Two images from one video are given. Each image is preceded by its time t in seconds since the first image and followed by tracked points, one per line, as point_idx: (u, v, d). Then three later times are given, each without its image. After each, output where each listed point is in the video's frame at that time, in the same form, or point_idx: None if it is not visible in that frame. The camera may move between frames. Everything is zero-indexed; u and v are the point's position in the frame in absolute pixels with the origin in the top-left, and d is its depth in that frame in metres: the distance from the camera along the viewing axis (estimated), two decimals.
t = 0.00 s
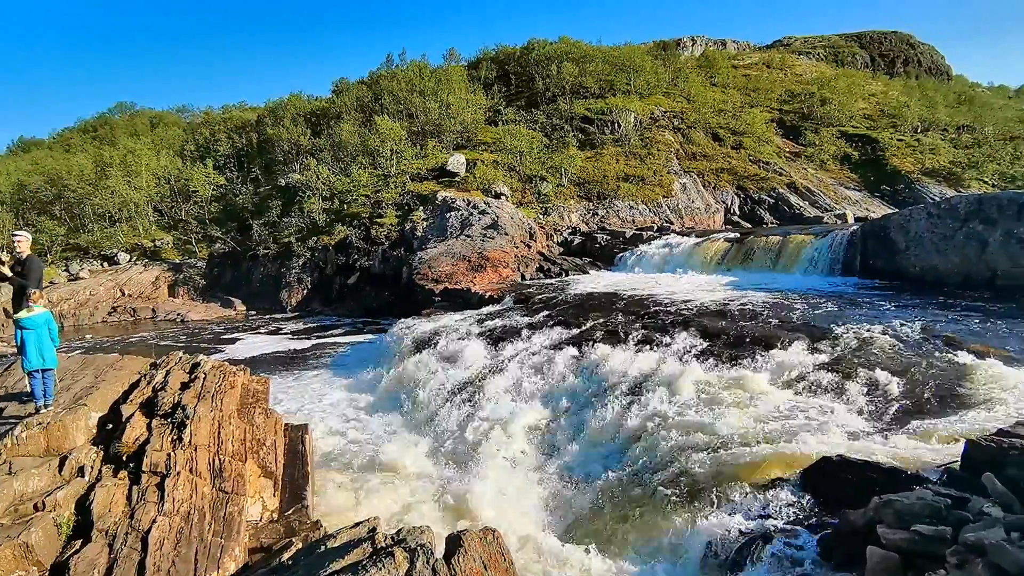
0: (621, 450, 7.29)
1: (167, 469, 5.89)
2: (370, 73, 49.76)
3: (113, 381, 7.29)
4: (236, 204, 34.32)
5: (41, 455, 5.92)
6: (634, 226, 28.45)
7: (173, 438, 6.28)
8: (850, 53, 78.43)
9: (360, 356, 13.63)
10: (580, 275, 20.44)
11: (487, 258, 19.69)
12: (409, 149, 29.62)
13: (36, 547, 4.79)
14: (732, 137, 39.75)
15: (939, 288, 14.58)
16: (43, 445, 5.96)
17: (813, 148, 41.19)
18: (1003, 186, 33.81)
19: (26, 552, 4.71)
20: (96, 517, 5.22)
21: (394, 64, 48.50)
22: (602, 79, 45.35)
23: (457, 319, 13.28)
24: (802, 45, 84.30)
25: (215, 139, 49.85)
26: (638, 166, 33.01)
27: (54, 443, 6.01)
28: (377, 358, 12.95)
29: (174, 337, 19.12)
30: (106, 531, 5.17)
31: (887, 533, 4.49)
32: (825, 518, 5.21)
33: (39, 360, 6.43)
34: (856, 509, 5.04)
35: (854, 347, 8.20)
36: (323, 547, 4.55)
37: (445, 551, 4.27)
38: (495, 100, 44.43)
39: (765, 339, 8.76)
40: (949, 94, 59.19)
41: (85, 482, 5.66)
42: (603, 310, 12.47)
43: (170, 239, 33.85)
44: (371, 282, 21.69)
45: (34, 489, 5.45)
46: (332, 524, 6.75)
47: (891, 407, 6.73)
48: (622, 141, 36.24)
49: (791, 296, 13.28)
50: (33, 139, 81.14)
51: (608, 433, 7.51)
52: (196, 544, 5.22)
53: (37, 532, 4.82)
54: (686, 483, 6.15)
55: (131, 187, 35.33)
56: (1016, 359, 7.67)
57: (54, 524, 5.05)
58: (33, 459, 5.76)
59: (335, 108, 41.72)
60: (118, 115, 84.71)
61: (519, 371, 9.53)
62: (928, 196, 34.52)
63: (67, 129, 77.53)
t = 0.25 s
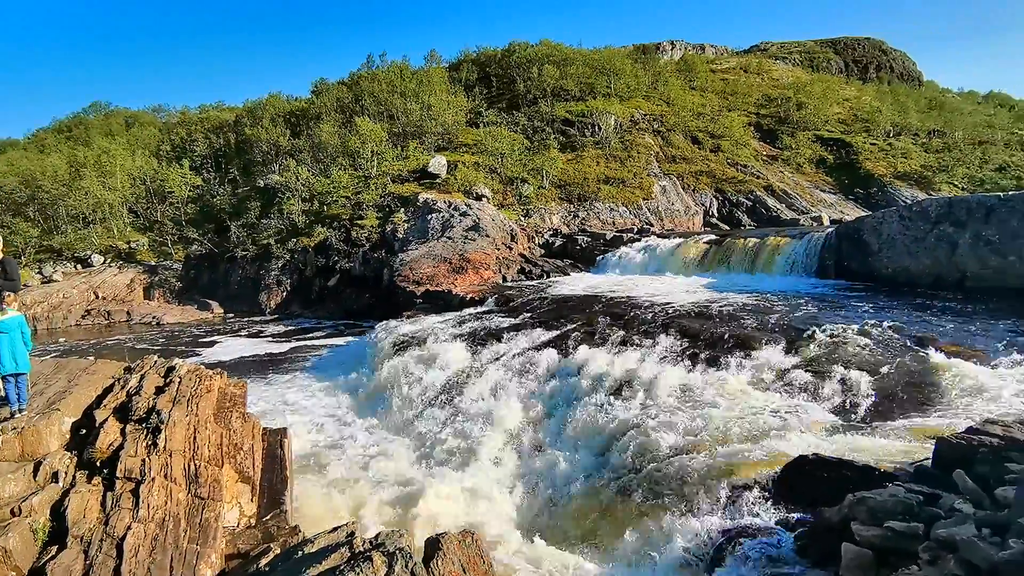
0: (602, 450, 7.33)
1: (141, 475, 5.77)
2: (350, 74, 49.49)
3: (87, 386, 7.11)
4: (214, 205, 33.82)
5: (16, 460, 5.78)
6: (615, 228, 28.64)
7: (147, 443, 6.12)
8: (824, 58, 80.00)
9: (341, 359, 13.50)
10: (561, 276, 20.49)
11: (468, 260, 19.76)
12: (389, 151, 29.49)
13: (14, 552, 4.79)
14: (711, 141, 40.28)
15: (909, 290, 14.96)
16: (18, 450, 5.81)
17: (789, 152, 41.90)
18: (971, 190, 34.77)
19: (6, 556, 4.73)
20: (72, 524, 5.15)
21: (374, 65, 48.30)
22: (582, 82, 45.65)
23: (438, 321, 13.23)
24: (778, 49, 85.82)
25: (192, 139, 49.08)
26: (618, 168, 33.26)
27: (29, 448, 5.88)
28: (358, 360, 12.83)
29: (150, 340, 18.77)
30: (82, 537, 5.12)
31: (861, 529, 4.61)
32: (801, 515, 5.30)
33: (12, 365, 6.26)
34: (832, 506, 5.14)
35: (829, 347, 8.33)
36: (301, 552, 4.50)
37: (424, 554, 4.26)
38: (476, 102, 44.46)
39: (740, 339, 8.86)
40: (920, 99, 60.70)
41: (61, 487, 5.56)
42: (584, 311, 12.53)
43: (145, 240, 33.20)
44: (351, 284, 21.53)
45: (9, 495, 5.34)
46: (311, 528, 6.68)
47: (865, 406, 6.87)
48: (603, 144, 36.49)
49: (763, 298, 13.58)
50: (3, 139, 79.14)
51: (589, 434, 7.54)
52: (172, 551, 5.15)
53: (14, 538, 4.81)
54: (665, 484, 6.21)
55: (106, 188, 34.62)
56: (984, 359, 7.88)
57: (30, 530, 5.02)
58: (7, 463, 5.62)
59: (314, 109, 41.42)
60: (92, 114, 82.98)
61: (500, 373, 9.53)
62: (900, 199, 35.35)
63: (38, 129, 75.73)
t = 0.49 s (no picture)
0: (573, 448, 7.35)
1: (104, 483, 5.61)
2: (320, 74, 49.00)
3: (48, 391, 6.76)
4: (179, 206, 33.02)
5: None
6: (586, 230, 28.88)
7: (109, 451, 5.93)
8: (788, 64, 82.17)
9: (312, 362, 13.30)
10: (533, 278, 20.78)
11: (440, 262, 19.90)
12: (360, 152, 29.25)
13: None
14: (680, 144, 40.98)
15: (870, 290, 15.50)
16: None
17: (755, 155, 42.86)
18: (927, 193, 36.12)
19: None
20: (38, 531, 5.01)
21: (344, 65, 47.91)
22: (553, 85, 45.98)
23: (410, 323, 13.14)
24: (744, 55, 87.77)
25: (157, 138, 47.87)
26: (589, 170, 33.58)
27: None
28: (330, 363, 12.64)
29: (112, 345, 18.21)
30: (48, 545, 4.97)
31: (824, 524, 4.75)
32: (767, 512, 5.44)
33: None
34: (797, 502, 5.29)
35: (793, 346, 8.52)
36: (267, 560, 4.42)
37: (392, 560, 4.23)
38: (447, 103, 44.41)
39: (710, 338, 9.04)
40: (878, 105, 62.81)
41: (26, 495, 5.36)
42: (555, 313, 12.61)
43: (108, 242, 32.22)
44: (322, 286, 21.28)
45: None
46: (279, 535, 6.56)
47: (827, 403, 7.06)
48: (574, 146, 36.83)
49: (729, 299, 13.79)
50: None
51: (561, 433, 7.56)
52: (136, 561, 5.06)
53: None
54: (635, 483, 6.27)
55: (66, 189, 33.54)
56: (940, 356, 8.16)
57: None
58: None
59: (283, 109, 40.92)
60: (51, 113, 80.38)
61: (473, 375, 9.53)
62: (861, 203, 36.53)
63: None
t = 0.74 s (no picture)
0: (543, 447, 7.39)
1: (65, 490, 5.49)
2: (288, 74, 48.31)
3: (3, 399, 6.33)
4: (142, 207, 32.15)
5: None
6: (556, 232, 29.06)
7: (69, 458, 5.70)
8: (753, 70, 84.17)
9: (280, 365, 13.05)
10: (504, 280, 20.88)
11: (411, 264, 19.88)
12: (329, 153, 28.93)
13: None
14: (649, 147, 41.62)
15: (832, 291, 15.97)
16: None
17: (722, 159, 43.80)
18: (884, 197, 37.47)
19: None
20: None
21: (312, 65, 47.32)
22: (523, 87, 46.20)
23: (380, 326, 13.04)
24: (711, 61, 89.61)
25: (118, 138, 46.50)
26: (559, 172, 33.83)
27: None
28: (298, 366, 12.43)
29: (70, 350, 17.60)
30: (10, 553, 5.02)
31: (788, 519, 4.89)
32: (733, 508, 5.56)
33: None
34: (761, 498, 5.42)
35: (759, 347, 8.71)
36: (230, 570, 4.32)
37: (360, 566, 4.19)
38: (418, 105, 44.22)
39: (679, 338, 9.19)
40: (838, 111, 64.89)
41: None
42: (527, 314, 12.69)
43: (65, 244, 31.17)
44: (290, 289, 20.95)
45: None
46: (245, 544, 6.43)
47: (790, 400, 7.23)
48: (545, 148, 37.10)
49: (696, 300, 14.00)
50: None
51: (532, 434, 7.59)
52: (97, 572, 5.21)
53: None
54: (607, 483, 6.29)
55: (23, 189, 32.34)
56: (897, 353, 8.46)
57: None
58: None
59: (250, 108, 40.20)
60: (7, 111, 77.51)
61: (444, 377, 9.50)
62: (822, 206, 37.70)
63: None
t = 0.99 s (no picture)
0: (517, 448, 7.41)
1: (28, 499, 5.37)
2: (257, 73, 47.56)
3: None
4: (105, 207, 31.24)
5: None
6: (530, 234, 29.15)
7: (31, 466, 5.58)
8: (722, 75, 85.77)
9: (250, 369, 12.83)
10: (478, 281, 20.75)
11: (385, 265, 19.60)
12: (300, 153, 28.56)
13: None
14: (621, 150, 42.14)
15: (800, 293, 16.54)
16: None
17: (692, 162, 44.54)
18: (848, 200, 38.65)
19: None
20: None
21: (283, 64, 46.68)
22: (497, 89, 46.32)
23: (352, 328, 12.91)
24: (682, 65, 91.06)
25: (80, 136, 45.15)
26: (533, 174, 33.92)
27: None
28: (268, 369, 12.24)
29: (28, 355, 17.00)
30: None
31: (757, 516, 4.99)
32: (703, 506, 5.65)
33: None
34: (730, 495, 5.52)
35: (729, 347, 8.84)
36: None
37: (330, 572, 4.14)
38: (391, 105, 43.70)
39: (651, 338, 9.30)
40: (804, 115, 66.62)
41: None
42: (500, 316, 12.73)
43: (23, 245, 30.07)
44: (260, 291, 20.64)
45: None
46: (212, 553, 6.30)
47: (758, 398, 7.39)
48: (518, 150, 37.12)
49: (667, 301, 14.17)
50: None
51: (508, 435, 7.61)
52: None
53: None
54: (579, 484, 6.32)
55: None
56: (861, 351, 8.71)
57: None
58: None
59: (218, 107, 39.41)
60: None
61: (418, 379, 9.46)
62: (789, 208, 38.65)
63: None
